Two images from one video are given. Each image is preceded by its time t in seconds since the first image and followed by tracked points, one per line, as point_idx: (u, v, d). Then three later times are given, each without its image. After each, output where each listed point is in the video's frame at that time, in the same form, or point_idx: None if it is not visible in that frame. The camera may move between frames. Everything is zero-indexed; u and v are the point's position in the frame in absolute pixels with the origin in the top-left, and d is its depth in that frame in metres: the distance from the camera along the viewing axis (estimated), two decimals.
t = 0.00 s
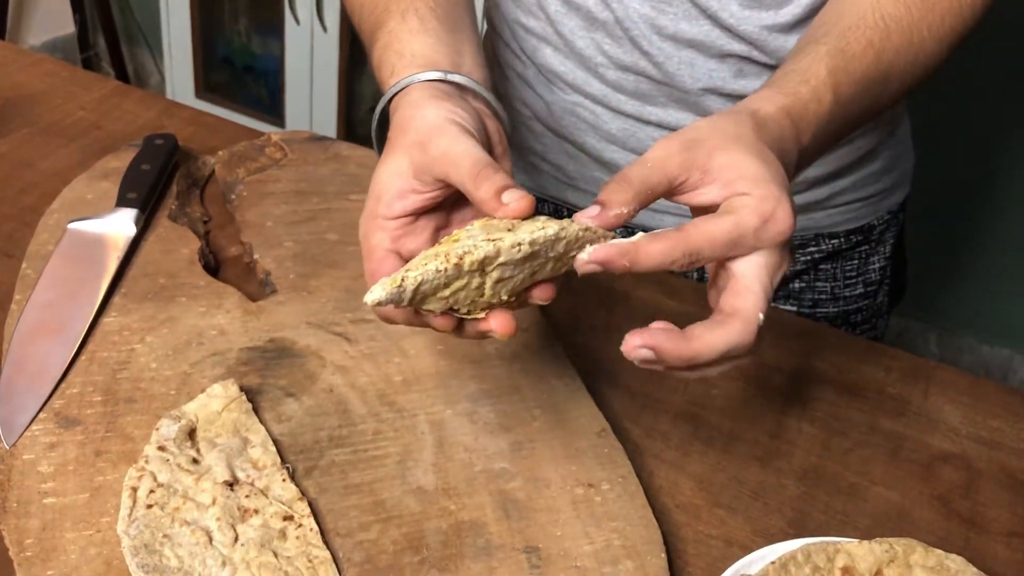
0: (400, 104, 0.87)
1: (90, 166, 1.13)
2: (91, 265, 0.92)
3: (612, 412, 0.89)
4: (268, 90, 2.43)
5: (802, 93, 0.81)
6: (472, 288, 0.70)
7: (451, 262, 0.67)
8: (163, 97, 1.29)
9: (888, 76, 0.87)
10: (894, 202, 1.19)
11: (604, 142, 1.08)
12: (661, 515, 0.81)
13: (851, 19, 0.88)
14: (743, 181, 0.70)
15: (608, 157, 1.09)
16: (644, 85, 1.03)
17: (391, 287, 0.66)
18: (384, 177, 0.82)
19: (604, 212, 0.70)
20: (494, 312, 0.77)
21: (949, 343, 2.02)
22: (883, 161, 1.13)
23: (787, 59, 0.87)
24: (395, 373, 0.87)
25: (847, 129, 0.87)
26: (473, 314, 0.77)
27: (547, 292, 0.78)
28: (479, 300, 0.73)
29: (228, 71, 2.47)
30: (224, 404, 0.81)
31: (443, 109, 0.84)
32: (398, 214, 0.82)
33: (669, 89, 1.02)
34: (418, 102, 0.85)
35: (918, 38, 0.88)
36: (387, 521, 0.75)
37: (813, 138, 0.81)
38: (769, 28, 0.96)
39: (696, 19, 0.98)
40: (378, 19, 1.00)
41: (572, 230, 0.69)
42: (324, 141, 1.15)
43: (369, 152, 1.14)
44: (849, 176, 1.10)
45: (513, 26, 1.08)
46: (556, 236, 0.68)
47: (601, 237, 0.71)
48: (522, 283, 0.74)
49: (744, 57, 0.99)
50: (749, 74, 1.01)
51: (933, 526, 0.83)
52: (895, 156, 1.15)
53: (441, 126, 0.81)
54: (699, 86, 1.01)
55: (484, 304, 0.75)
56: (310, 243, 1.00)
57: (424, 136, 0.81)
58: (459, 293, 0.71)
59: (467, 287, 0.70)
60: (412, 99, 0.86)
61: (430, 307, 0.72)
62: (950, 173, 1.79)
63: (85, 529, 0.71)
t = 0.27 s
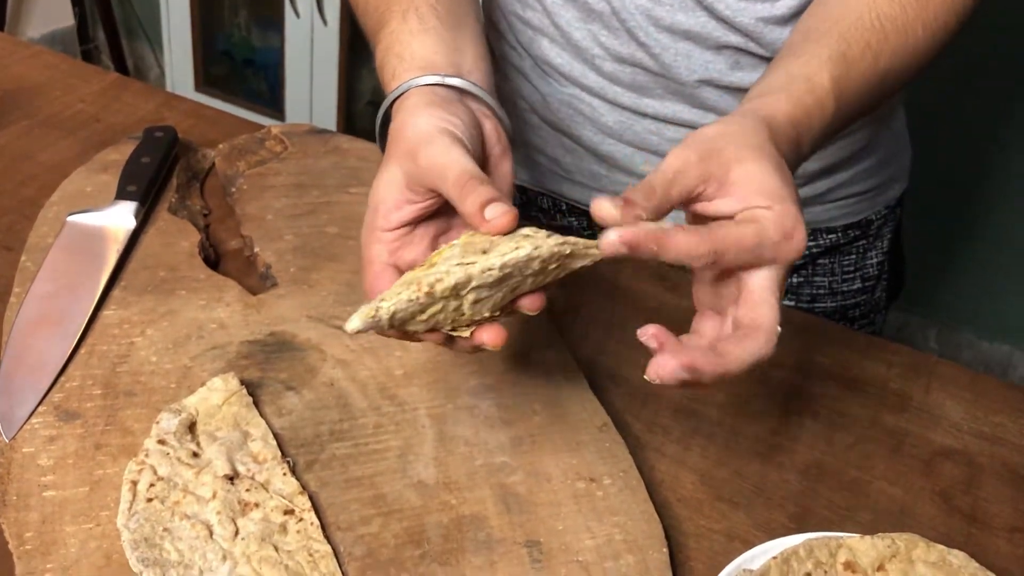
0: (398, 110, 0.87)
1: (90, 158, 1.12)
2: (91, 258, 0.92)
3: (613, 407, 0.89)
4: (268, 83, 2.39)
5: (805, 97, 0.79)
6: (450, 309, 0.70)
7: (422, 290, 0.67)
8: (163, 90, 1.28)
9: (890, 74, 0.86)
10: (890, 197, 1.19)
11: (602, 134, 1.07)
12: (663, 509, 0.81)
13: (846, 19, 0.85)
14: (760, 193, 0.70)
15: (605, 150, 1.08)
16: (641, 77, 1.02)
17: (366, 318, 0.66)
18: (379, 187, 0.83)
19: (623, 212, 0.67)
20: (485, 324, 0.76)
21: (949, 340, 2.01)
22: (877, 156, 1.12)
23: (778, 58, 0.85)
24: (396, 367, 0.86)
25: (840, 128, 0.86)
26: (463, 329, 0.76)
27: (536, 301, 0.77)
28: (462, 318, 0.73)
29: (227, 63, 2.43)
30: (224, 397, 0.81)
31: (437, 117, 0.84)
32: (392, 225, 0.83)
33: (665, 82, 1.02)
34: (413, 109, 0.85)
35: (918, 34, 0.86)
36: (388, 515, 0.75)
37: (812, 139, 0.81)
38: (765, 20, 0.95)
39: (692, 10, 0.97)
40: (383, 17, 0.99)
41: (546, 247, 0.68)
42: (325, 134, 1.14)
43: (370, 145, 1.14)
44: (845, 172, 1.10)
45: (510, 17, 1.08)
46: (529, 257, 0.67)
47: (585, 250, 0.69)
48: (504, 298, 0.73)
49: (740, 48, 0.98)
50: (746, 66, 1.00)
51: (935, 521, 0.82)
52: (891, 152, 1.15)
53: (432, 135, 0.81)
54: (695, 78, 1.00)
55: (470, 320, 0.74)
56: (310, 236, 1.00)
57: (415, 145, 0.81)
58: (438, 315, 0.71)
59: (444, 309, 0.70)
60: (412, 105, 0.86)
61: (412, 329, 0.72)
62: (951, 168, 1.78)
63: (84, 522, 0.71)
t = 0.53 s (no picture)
0: (373, 115, 0.87)
1: (90, 152, 1.12)
2: (90, 252, 0.92)
3: (613, 401, 0.89)
4: (267, 78, 2.36)
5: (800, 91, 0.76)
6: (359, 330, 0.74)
7: (322, 307, 0.71)
8: (162, 84, 1.28)
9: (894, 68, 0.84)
10: (894, 191, 1.17)
11: (603, 128, 1.07)
12: (663, 503, 0.81)
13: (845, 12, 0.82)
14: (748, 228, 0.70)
15: (605, 144, 1.09)
16: (642, 71, 1.02)
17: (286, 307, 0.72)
18: (346, 197, 0.84)
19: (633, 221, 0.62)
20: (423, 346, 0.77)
21: (949, 334, 2.01)
22: (885, 145, 1.11)
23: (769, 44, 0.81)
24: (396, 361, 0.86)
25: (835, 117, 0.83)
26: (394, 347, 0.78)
27: (470, 346, 0.75)
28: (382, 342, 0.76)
29: (227, 58, 2.40)
30: (224, 391, 0.81)
31: (408, 126, 0.84)
32: (359, 236, 0.84)
33: (665, 76, 1.01)
34: (386, 114, 0.86)
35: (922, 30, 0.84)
36: (388, 509, 0.75)
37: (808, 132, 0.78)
38: (768, 14, 0.94)
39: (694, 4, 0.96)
40: (372, 11, 0.99)
41: (428, 318, 0.69)
42: (324, 128, 1.14)
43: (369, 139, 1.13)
44: (852, 159, 1.09)
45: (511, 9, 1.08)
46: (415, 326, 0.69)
47: (476, 329, 0.70)
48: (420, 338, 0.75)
49: (743, 42, 0.97)
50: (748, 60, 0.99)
51: (935, 515, 0.82)
52: (883, 146, 1.11)
53: (399, 150, 0.81)
54: (697, 72, 0.99)
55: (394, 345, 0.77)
56: (310, 231, 1.00)
57: (381, 159, 0.81)
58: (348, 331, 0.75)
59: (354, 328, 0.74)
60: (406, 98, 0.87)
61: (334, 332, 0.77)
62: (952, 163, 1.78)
63: (85, 516, 0.71)
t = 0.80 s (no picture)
0: (387, 116, 0.87)
1: (88, 149, 1.12)
2: (88, 248, 0.92)
3: (610, 395, 0.89)
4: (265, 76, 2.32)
5: (814, 92, 0.78)
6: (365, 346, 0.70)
7: (330, 320, 0.66)
8: (160, 81, 1.28)
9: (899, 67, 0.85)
10: (909, 182, 1.18)
11: (613, 120, 1.08)
12: (659, 497, 0.81)
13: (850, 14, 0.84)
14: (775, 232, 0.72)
15: (615, 137, 1.09)
16: (654, 64, 1.02)
17: (279, 329, 0.66)
18: (351, 196, 0.83)
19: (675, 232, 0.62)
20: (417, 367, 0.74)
21: (948, 330, 2.02)
22: (897, 143, 1.12)
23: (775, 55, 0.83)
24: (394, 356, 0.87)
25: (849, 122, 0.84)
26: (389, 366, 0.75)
27: (478, 368, 0.75)
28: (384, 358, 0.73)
29: (226, 56, 2.36)
30: (222, 386, 0.81)
31: (421, 131, 0.84)
32: (360, 239, 0.83)
33: (677, 70, 1.02)
34: (399, 119, 0.85)
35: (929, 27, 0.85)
36: (385, 503, 0.75)
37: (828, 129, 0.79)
38: (781, 7, 0.95)
39: None
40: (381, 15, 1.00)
41: (461, 321, 0.65)
42: (322, 125, 1.14)
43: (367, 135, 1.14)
44: (863, 154, 1.10)
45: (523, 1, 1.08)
46: (438, 327, 0.65)
47: (506, 337, 0.66)
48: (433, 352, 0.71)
49: (754, 37, 0.98)
50: (759, 55, 1.00)
51: (930, 507, 0.83)
52: (892, 144, 1.12)
53: (416, 155, 0.80)
54: (708, 66, 1.00)
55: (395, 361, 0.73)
56: (307, 227, 1.00)
57: (394, 164, 0.80)
58: (353, 347, 0.70)
59: (360, 343, 0.70)
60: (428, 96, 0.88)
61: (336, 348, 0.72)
62: (952, 159, 1.78)
63: (83, 510, 0.71)
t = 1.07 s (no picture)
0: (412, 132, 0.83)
1: (83, 147, 1.12)
2: (84, 245, 0.92)
3: (606, 389, 0.89)
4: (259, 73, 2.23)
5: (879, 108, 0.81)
6: (475, 250, 0.66)
7: (439, 217, 0.65)
8: (155, 78, 1.28)
9: (946, 81, 0.86)
10: (930, 207, 1.17)
11: (624, 116, 1.07)
12: (654, 490, 0.81)
13: (908, 28, 0.88)
14: (840, 169, 0.65)
15: (626, 134, 1.08)
16: (666, 62, 1.02)
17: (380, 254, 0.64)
18: (408, 191, 0.77)
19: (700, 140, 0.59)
20: (531, 281, 0.66)
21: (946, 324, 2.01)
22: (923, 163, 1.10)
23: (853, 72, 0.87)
24: (389, 352, 0.87)
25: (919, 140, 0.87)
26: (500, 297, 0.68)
27: (596, 263, 0.68)
28: (495, 267, 0.67)
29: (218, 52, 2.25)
30: (217, 382, 0.81)
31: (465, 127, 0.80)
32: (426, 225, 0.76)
33: (689, 70, 1.02)
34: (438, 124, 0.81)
35: (983, 43, 0.89)
36: (381, 498, 0.75)
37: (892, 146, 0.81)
38: (796, 14, 0.96)
39: None
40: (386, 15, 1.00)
41: (579, 172, 0.65)
42: (318, 121, 1.14)
43: (362, 132, 1.13)
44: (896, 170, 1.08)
45: None
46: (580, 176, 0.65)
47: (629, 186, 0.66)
48: (548, 248, 0.66)
49: (768, 41, 0.98)
50: (771, 59, 1.00)
51: (925, 500, 0.83)
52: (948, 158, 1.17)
53: (457, 123, 0.79)
54: (718, 67, 1.00)
55: (507, 276, 0.67)
56: (302, 223, 1.00)
57: (441, 139, 0.78)
58: (462, 258, 0.66)
59: (469, 248, 0.66)
60: (466, 85, 0.86)
61: (438, 282, 0.67)
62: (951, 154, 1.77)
63: (79, 506, 0.72)
